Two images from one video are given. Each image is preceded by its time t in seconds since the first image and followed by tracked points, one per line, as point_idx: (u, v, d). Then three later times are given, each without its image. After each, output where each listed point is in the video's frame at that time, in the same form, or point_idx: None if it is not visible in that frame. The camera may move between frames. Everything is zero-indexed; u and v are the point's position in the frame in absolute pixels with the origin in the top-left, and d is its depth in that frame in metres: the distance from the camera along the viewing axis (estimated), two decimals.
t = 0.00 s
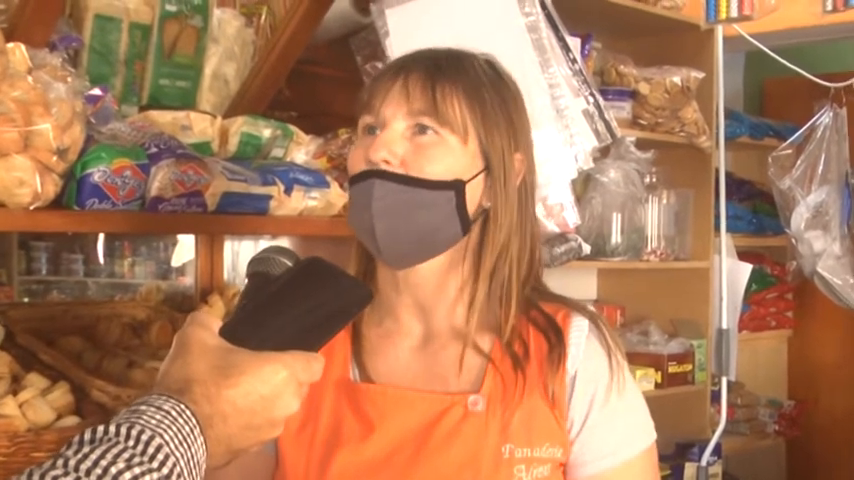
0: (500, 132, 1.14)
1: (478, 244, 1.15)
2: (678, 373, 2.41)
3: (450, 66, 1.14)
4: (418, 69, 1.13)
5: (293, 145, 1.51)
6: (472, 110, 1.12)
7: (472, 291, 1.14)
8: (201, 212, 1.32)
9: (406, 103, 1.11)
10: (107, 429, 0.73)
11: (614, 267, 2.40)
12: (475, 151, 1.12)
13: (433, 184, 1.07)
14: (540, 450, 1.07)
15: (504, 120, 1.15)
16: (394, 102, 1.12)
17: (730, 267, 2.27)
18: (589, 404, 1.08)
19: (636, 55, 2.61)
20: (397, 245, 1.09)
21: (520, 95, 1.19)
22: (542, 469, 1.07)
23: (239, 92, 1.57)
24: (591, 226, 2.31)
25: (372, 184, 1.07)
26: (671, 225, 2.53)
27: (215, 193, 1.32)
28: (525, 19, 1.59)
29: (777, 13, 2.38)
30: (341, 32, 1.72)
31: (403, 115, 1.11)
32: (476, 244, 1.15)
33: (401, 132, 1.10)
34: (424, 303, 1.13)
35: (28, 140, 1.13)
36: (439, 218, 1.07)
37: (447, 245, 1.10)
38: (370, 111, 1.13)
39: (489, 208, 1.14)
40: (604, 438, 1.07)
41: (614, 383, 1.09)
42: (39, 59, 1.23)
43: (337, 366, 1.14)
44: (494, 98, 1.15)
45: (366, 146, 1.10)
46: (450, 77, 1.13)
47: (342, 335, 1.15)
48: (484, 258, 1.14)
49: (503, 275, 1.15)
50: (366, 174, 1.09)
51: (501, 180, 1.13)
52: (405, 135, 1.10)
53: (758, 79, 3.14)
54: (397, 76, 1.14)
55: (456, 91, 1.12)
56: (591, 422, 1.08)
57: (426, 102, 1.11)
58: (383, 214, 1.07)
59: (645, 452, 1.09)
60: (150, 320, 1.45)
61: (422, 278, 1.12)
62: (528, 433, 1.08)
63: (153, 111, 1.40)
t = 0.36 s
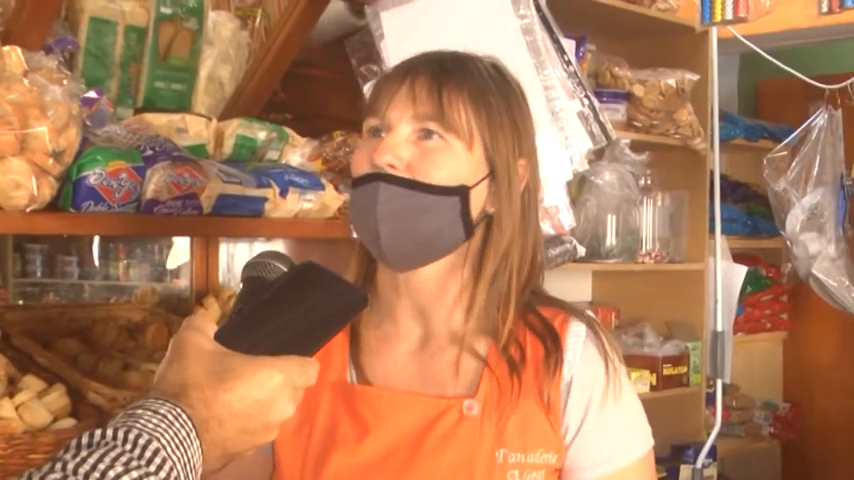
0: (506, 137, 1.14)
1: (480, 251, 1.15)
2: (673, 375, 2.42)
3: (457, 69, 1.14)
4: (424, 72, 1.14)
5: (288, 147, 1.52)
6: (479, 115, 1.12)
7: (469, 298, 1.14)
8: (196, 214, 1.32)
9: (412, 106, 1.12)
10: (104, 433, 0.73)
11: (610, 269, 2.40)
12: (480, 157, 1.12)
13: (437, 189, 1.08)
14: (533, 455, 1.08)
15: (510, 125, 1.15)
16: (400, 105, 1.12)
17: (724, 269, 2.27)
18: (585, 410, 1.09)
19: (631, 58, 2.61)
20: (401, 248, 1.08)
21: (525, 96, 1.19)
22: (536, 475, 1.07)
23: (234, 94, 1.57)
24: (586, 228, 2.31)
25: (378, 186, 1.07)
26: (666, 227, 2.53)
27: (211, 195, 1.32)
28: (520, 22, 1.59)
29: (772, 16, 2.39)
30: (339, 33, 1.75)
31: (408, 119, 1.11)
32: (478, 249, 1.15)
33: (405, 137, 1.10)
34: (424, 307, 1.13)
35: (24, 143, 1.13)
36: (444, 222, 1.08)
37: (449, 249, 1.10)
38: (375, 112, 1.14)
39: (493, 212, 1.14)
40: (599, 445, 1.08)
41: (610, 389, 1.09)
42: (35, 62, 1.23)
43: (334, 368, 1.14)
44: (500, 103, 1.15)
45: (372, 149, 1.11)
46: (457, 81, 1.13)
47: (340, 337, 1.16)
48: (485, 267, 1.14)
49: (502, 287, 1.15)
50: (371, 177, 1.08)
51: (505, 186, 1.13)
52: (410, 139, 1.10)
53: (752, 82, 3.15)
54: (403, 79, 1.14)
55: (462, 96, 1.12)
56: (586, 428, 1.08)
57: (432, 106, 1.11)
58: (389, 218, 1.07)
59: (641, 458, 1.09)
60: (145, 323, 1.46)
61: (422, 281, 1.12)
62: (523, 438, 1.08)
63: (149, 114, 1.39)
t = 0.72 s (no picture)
0: (545, 142, 1.12)
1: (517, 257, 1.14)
2: (693, 376, 2.41)
3: (498, 70, 1.13)
4: (465, 73, 1.12)
5: (309, 146, 1.52)
6: (516, 119, 1.10)
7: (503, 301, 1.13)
8: (218, 213, 1.32)
9: (449, 107, 1.10)
10: (134, 425, 0.73)
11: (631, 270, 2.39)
12: (514, 161, 1.10)
13: (468, 190, 1.07)
14: (565, 462, 1.08)
15: (550, 129, 1.13)
16: (438, 106, 1.11)
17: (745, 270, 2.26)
18: (617, 420, 1.09)
19: (652, 58, 2.61)
20: (425, 247, 1.07)
21: (570, 100, 1.17)
22: None
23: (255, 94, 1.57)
24: (606, 230, 2.31)
25: (406, 183, 1.07)
26: (687, 229, 2.50)
27: (232, 195, 1.33)
28: (543, 21, 1.58)
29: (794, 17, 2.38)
30: (359, 35, 1.73)
31: (443, 120, 1.10)
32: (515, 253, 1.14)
33: (439, 136, 1.09)
34: (455, 308, 1.12)
35: (48, 140, 1.14)
36: (469, 225, 1.06)
37: (477, 254, 1.09)
38: (418, 111, 1.13)
39: (527, 219, 1.13)
40: (630, 454, 1.09)
41: (642, 401, 1.10)
42: (58, 60, 1.24)
43: (365, 365, 1.13)
44: (541, 107, 1.13)
45: (406, 147, 1.10)
46: (497, 83, 1.11)
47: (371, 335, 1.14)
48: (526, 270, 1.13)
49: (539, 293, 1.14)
50: (401, 173, 1.08)
51: (542, 192, 1.11)
52: (444, 139, 1.09)
53: (774, 83, 3.14)
54: (442, 79, 1.12)
55: (500, 99, 1.10)
56: (617, 438, 1.09)
57: (469, 108, 1.09)
58: (412, 214, 1.07)
59: (670, 469, 1.11)
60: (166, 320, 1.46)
61: (455, 281, 1.10)
62: (554, 444, 1.08)
63: (171, 112, 1.39)
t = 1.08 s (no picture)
0: (534, 148, 1.12)
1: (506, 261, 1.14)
2: (684, 376, 2.41)
3: (488, 75, 1.12)
4: (454, 79, 1.11)
5: (299, 150, 1.52)
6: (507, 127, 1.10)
7: (489, 308, 1.13)
8: (207, 217, 1.33)
9: (438, 115, 1.09)
10: (128, 423, 0.73)
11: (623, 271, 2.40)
12: (504, 169, 1.10)
13: (458, 202, 1.06)
14: (543, 465, 1.07)
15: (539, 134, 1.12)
16: (427, 112, 1.10)
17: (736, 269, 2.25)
18: (595, 423, 1.08)
19: (642, 59, 2.61)
20: (415, 257, 1.08)
21: (558, 103, 1.16)
22: None
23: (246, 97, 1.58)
24: (597, 229, 2.32)
25: (395, 195, 1.07)
26: (679, 229, 2.49)
27: (221, 198, 1.33)
28: (531, 24, 1.59)
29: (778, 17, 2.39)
30: (350, 36, 1.74)
31: (432, 128, 1.09)
32: (502, 259, 1.14)
33: (429, 145, 1.08)
34: (439, 311, 1.12)
35: (36, 146, 1.14)
36: (457, 236, 1.06)
37: (466, 261, 1.09)
38: (404, 116, 1.12)
39: (515, 225, 1.13)
40: (608, 457, 1.07)
41: (620, 404, 1.09)
42: (47, 65, 1.25)
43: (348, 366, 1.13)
44: (531, 112, 1.12)
45: (395, 155, 1.09)
46: (487, 89, 1.10)
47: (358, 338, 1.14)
48: (516, 277, 1.13)
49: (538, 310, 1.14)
50: (390, 184, 1.08)
51: (531, 198, 1.11)
52: (433, 148, 1.08)
53: (765, 83, 3.14)
54: (432, 84, 1.11)
55: (490, 106, 1.10)
56: (596, 441, 1.08)
57: (458, 116, 1.08)
58: (402, 226, 1.07)
59: (650, 470, 1.10)
60: (157, 325, 1.46)
61: (443, 286, 1.11)
62: (533, 447, 1.08)
63: (161, 117, 1.40)
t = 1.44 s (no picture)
0: (487, 141, 1.12)
1: (463, 250, 1.15)
2: (665, 370, 2.42)
3: (436, 71, 1.12)
4: (402, 76, 1.11)
5: (275, 147, 1.52)
6: (457, 119, 1.10)
7: (446, 303, 1.13)
8: (181, 215, 1.32)
9: (388, 113, 1.09)
10: (86, 425, 0.73)
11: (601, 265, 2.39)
12: (457, 164, 1.11)
13: (412, 200, 1.07)
14: (507, 455, 1.06)
15: (491, 126, 1.12)
16: (377, 111, 1.10)
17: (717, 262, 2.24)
18: (559, 411, 1.06)
19: (620, 54, 2.62)
20: (373, 256, 1.08)
21: (509, 94, 1.16)
22: (509, 474, 1.06)
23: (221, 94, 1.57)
24: (577, 224, 2.31)
25: (350, 195, 1.07)
26: (658, 223, 2.50)
27: (195, 196, 1.33)
28: (504, 18, 1.60)
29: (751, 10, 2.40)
30: (323, 32, 1.73)
31: (383, 127, 1.09)
32: (460, 251, 1.15)
33: (380, 144, 1.08)
34: (401, 307, 1.12)
35: (6, 145, 1.13)
36: (415, 233, 1.07)
37: (422, 256, 1.10)
38: (353, 115, 1.12)
39: (471, 218, 1.14)
40: (572, 445, 1.05)
41: (584, 391, 1.07)
42: (17, 64, 1.22)
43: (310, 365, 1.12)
44: (481, 105, 1.12)
45: (349, 154, 1.10)
46: (435, 85, 1.11)
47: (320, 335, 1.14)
48: (472, 267, 1.13)
49: (483, 297, 1.13)
50: (344, 184, 1.08)
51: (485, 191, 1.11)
52: (385, 147, 1.08)
53: (743, 77, 3.16)
54: (381, 82, 1.12)
55: (438, 100, 1.10)
56: (560, 428, 1.06)
57: (408, 114, 1.09)
58: (359, 226, 1.07)
59: (618, 458, 1.07)
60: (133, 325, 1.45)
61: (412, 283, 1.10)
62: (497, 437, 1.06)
63: (134, 114, 1.39)
